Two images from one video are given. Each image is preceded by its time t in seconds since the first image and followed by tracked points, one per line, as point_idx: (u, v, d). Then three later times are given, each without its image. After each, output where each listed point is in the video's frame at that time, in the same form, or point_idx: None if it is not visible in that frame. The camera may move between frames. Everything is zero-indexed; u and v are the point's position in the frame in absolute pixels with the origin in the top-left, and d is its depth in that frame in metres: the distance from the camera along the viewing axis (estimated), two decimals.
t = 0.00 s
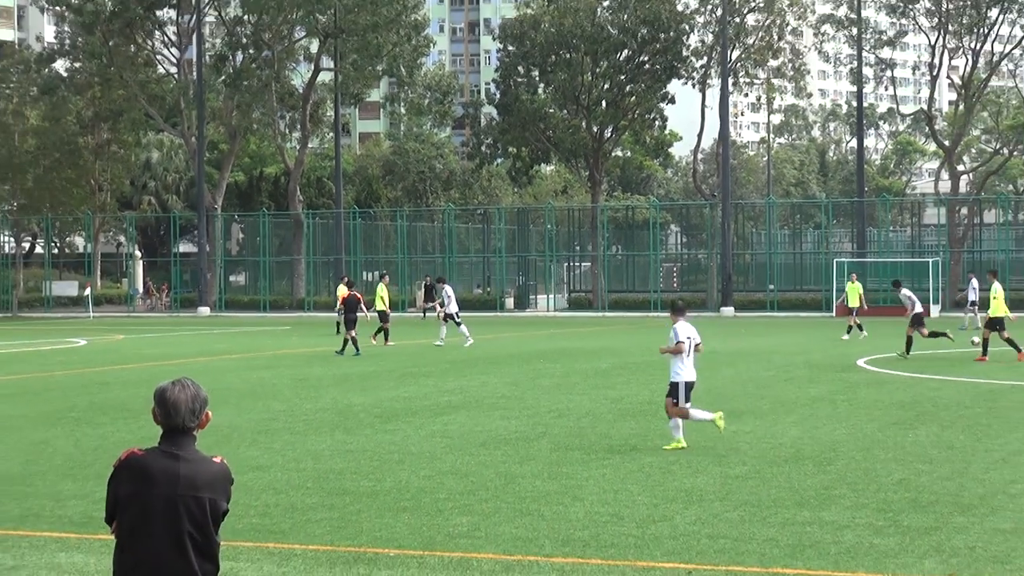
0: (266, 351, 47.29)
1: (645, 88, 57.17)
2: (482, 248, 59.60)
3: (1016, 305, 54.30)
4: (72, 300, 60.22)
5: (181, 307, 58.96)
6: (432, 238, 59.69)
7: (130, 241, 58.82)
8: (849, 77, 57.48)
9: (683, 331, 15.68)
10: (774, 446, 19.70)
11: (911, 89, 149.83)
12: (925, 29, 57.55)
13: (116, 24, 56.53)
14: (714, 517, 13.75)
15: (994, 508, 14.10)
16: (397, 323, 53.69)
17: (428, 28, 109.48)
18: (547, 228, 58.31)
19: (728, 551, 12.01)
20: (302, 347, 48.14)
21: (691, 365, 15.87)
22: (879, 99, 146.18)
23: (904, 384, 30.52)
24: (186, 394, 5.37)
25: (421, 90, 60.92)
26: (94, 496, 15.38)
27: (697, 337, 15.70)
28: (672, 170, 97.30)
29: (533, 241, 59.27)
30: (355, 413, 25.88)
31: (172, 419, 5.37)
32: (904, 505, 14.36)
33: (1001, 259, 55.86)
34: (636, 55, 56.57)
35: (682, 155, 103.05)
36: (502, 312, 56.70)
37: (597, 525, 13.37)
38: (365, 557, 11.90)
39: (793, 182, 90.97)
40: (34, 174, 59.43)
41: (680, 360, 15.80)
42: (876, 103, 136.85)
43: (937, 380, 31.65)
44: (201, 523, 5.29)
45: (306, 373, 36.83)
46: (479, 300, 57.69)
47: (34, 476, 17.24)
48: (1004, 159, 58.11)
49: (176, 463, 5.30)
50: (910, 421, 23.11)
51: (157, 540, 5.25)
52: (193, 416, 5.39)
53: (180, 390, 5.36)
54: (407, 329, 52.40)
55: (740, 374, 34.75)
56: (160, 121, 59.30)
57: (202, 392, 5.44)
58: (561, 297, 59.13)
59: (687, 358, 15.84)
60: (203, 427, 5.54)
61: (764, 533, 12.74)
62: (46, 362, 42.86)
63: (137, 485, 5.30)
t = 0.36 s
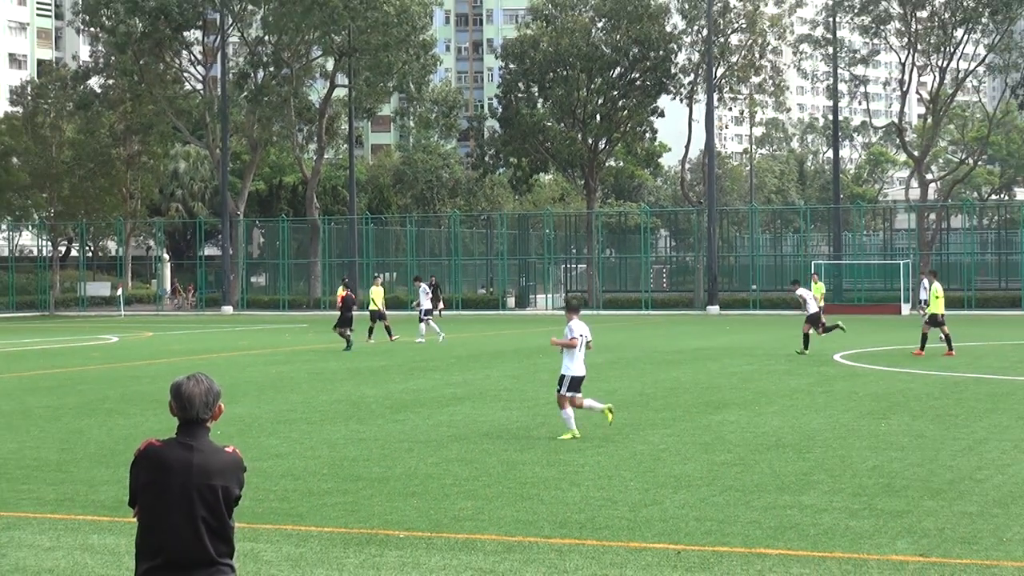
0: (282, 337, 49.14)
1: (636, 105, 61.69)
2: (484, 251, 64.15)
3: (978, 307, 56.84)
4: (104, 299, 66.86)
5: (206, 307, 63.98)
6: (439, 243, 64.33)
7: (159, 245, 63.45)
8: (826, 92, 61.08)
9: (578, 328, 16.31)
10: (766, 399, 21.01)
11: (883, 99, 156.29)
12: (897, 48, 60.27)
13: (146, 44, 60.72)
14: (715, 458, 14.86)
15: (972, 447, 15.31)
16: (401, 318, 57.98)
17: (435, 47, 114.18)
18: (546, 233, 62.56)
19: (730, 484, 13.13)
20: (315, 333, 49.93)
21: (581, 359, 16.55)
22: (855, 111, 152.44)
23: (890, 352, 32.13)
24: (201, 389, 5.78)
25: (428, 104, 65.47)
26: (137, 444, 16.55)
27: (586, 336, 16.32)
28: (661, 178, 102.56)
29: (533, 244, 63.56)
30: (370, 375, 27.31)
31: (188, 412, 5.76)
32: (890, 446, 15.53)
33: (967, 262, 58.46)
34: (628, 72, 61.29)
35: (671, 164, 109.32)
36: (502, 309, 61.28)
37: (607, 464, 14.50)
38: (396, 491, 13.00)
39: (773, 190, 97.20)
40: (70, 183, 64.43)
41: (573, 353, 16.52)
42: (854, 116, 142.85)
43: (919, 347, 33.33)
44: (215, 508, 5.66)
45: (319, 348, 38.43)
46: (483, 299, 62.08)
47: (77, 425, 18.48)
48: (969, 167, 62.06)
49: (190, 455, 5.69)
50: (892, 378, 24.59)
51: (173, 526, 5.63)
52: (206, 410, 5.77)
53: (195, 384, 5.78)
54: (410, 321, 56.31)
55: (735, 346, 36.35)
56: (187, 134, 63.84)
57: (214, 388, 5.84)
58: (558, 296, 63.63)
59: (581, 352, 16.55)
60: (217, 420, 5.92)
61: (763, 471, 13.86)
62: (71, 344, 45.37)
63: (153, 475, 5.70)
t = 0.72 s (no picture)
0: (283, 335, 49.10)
1: (636, 105, 61.75)
2: (484, 251, 64.11)
3: (979, 307, 56.77)
4: (104, 299, 66.88)
5: (206, 307, 63.93)
6: (439, 243, 64.32)
7: (159, 245, 63.48)
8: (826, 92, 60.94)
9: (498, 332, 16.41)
10: (766, 399, 21.02)
11: (882, 99, 156.54)
12: (897, 48, 60.26)
13: (146, 44, 60.69)
14: (715, 458, 14.86)
15: (972, 447, 15.32)
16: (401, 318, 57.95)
17: (435, 47, 114.24)
18: (546, 232, 62.56)
19: (730, 484, 13.14)
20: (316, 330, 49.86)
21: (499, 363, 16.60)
22: (856, 111, 152.54)
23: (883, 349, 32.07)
24: (199, 387, 5.78)
25: (428, 104, 65.52)
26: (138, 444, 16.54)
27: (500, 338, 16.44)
28: (661, 178, 102.73)
29: (533, 244, 63.55)
30: (370, 375, 27.28)
31: (185, 410, 5.77)
32: (890, 445, 15.54)
33: (967, 262, 58.37)
34: (628, 73, 61.36)
35: (671, 164, 109.52)
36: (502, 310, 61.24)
37: (607, 464, 14.50)
38: (396, 490, 13.01)
39: (773, 190, 97.10)
40: (70, 183, 64.40)
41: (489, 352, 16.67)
42: (854, 116, 142.90)
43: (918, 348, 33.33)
44: (216, 504, 5.68)
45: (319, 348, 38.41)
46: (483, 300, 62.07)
47: (78, 426, 18.47)
48: (969, 167, 62.07)
49: (190, 452, 5.70)
50: (893, 378, 24.59)
51: (174, 525, 5.64)
52: (204, 406, 5.77)
53: (193, 382, 5.77)
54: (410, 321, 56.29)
55: (735, 346, 36.33)
56: (187, 134, 63.75)
57: (212, 386, 5.83)
58: (558, 296, 63.51)
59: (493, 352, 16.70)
60: (215, 417, 5.93)
61: (763, 471, 13.87)
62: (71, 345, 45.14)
63: (153, 475, 5.70)
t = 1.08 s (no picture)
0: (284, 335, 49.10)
1: (636, 106, 61.85)
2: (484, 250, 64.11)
3: (979, 307, 56.76)
4: (104, 299, 66.90)
5: (206, 307, 64.17)
6: (438, 243, 64.39)
7: (159, 245, 63.63)
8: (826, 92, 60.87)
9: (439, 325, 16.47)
10: (766, 399, 21.01)
11: (882, 99, 156.54)
12: (897, 48, 60.34)
13: (146, 44, 60.61)
14: (715, 458, 14.86)
15: (972, 447, 15.32)
16: (400, 317, 57.89)
17: (435, 47, 114.27)
18: (546, 232, 62.63)
19: (730, 484, 13.14)
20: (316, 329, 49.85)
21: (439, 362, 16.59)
22: (856, 112, 152.63)
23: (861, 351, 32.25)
24: (202, 385, 5.78)
25: (428, 104, 65.57)
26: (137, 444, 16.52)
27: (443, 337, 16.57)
28: (661, 178, 102.81)
29: (533, 244, 63.58)
30: (370, 375, 27.27)
31: (189, 407, 5.76)
32: (891, 445, 15.54)
33: (967, 262, 58.35)
34: (628, 72, 61.31)
35: (671, 164, 109.63)
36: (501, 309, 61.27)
37: (606, 464, 14.49)
38: (396, 491, 13.00)
39: (773, 189, 97.09)
40: (70, 182, 64.40)
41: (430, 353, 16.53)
42: (854, 116, 142.96)
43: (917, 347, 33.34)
44: (219, 502, 5.68)
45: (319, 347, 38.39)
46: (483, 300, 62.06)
47: (77, 425, 18.44)
48: (969, 167, 62.05)
49: (195, 448, 5.71)
50: (892, 378, 24.59)
51: (177, 523, 5.64)
52: (207, 404, 5.78)
53: (196, 380, 5.77)
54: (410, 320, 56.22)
55: (735, 346, 36.34)
56: (187, 132, 63.64)
57: (216, 384, 5.84)
58: (558, 296, 63.43)
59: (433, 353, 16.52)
60: (218, 415, 5.94)
61: (763, 471, 13.86)
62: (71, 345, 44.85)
63: (157, 472, 5.71)
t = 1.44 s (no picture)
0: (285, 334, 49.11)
1: (636, 106, 61.89)
2: (484, 250, 64.13)
3: (979, 307, 56.83)
4: (104, 299, 66.95)
5: (206, 306, 64.30)
6: (438, 243, 64.42)
7: (159, 244, 63.69)
8: (826, 92, 60.80)
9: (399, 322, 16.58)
10: (766, 399, 21.00)
11: (883, 99, 156.64)
12: (896, 48, 60.33)
13: (146, 44, 60.64)
14: (715, 458, 14.86)
15: (972, 447, 15.31)
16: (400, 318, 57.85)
17: (435, 47, 114.33)
18: (546, 232, 62.62)
19: (730, 484, 13.13)
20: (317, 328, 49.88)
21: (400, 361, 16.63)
22: (856, 112, 152.75)
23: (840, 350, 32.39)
24: (203, 383, 5.77)
25: (428, 104, 65.59)
26: (137, 444, 16.50)
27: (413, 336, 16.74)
28: (661, 178, 102.87)
29: (533, 245, 63.53)
30: (370, 374, 27.24)
31: (190, 405, 5.76)
32: (891, 445, 15.53)
33: (967, 262, 58.34)
34: (628, 72, 61.29)
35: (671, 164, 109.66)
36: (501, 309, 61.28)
37: (606, 464, 14.48)
38: (396, 491, 12.99)
39: (773, 189, 97.14)
40: (70, 182, 64.49)
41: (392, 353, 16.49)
42: (855, 116, 143.02)
43: (917, 347, 33.33)
44: (218, 499, 5.67)
45: (320, 347, 38.39)
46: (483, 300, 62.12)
47: (77, 425, 18.42)
48: (969, 167, 62.02)
49: (195, 445, 5.70)
50: (892, 378, 24.58)
51: (176, 520, 5.64)
52: (208, 401, 5.77)
53: (197, 378, 5.77)
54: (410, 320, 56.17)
55: (735, 346, 36.34)
56: (187, 132, 63.66)
57: (217, 382, 5.83)
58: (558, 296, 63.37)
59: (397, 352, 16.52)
60: (219, 413, 5.92)
61: (763, 471, 13.86)
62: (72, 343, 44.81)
63: (158, 467, 5.71)
